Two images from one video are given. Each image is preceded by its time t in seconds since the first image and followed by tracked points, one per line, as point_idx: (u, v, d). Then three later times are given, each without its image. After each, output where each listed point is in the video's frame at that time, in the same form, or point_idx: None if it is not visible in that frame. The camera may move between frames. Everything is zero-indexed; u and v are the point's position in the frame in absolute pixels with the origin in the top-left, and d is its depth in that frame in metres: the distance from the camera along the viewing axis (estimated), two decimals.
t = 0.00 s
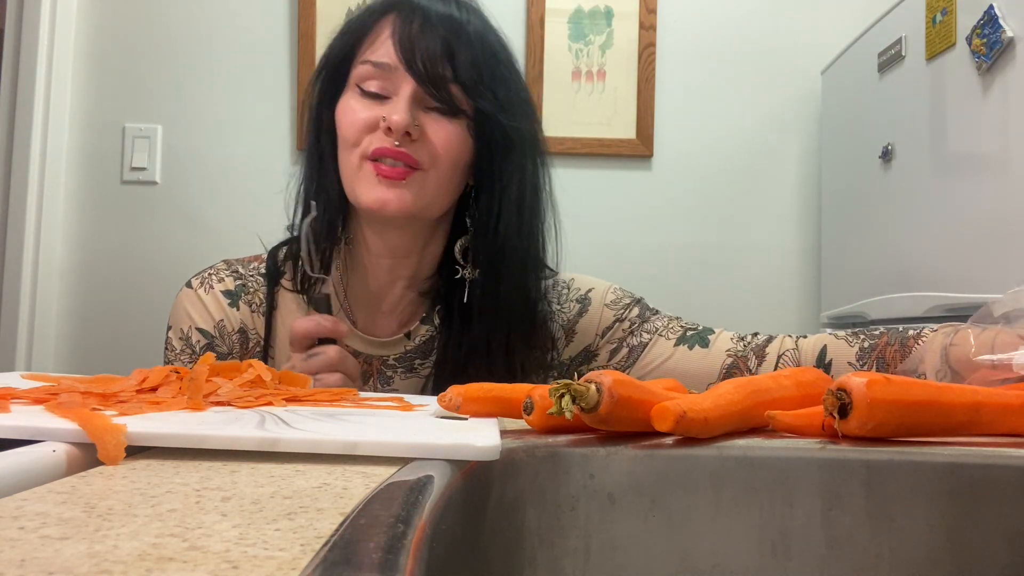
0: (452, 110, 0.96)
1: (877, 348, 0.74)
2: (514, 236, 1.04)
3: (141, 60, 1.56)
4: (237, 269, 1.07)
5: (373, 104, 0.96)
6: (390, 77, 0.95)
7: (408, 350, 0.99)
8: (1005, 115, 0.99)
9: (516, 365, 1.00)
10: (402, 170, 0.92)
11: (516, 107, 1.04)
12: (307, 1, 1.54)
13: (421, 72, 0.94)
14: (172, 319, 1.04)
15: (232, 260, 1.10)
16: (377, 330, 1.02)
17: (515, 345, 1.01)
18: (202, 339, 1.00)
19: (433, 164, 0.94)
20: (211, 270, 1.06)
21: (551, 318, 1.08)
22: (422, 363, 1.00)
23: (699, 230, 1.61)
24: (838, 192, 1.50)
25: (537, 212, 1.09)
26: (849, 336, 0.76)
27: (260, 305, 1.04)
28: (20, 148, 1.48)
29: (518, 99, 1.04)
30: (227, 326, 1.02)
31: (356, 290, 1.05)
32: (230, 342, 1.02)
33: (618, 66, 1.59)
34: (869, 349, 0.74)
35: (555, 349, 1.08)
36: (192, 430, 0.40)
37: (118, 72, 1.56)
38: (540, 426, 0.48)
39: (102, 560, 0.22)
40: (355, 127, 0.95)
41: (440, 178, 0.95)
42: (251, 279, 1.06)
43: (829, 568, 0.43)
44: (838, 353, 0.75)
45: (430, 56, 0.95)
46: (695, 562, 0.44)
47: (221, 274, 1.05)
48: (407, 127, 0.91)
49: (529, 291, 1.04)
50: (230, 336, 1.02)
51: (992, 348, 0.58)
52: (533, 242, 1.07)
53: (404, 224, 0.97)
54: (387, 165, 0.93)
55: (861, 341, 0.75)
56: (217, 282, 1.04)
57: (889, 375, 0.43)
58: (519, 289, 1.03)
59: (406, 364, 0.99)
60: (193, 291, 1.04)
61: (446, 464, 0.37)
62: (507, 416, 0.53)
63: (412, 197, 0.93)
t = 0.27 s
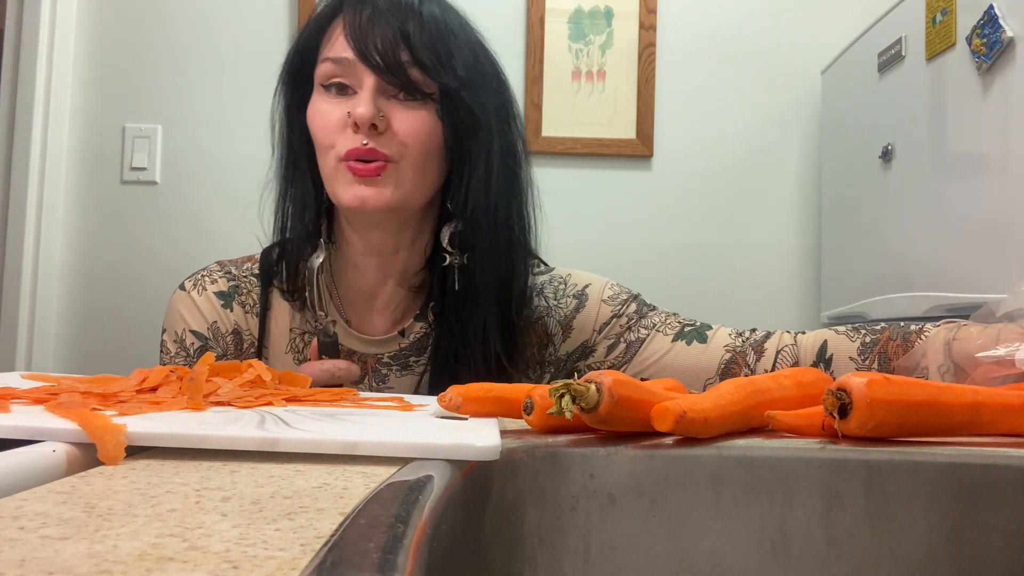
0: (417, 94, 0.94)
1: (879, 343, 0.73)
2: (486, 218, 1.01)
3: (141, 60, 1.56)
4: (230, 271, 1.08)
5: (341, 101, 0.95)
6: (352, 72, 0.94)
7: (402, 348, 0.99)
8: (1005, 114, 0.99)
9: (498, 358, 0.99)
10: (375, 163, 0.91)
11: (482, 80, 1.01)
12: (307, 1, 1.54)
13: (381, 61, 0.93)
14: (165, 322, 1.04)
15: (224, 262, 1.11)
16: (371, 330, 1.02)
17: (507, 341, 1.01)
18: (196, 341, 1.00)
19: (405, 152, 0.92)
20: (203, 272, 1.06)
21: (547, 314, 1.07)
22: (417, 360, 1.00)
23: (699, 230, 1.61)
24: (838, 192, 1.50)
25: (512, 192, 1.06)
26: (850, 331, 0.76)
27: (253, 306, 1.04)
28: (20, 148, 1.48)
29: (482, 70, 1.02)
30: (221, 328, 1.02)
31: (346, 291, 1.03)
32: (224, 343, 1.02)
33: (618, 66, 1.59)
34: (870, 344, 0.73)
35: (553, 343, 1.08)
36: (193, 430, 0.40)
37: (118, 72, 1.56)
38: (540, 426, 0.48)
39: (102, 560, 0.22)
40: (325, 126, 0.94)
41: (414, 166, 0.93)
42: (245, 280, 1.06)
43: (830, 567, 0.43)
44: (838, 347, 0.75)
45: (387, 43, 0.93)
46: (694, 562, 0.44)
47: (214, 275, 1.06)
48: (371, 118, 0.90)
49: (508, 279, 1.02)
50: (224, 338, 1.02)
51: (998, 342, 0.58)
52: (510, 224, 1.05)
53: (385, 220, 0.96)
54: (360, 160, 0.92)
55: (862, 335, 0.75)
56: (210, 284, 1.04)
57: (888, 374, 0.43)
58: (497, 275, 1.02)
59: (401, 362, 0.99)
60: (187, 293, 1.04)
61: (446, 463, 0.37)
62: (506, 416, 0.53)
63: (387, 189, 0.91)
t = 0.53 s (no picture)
0: (411, 97, 0.94)
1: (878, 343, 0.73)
2: (476, 218, 1.00)
3: (141, 60, 1.56)
4: (225, 276, 1.08)
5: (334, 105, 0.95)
6: (344, 75, 0.94)
7: (401, 350, 0.98)
8: (1005, 114, 0.99)
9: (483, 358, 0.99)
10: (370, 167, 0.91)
11: (475, 80, 1.00)
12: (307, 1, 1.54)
13: (373, 63, 0.92)
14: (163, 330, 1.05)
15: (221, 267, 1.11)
16: (370, 332, 1.03)
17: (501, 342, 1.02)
18: (194, 348, 1.02)
19: (399, 155, 0.92)
20: (199, 278, 1.07)
21: (545, 314, 1.07)
22: (417, 362, 1.00)
23: (699, 230, 1.61)
24: (838, 192, 1.50)
25: (502, 190, 1.06)
26: (849, 332, 0.76)
27: (250, 310, 1.04)
28: (20, 147, 1.48)
29: (475, 70, 1.00)
30: (218, 334, 1.03)
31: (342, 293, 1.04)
32: (222, 349, 1.03)
33: (618, 66, 1.59)
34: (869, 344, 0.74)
35: (552, 343, 1.08)
36: (193, 430, 0.40)
37: (118, 72, 1.56)
38: (540, 426, 0.48)
39: (103, 560, 0.22)
40: (318, 131, 0.94)
41: (408, 169, 0.93)
42: (240, 285, 1.07)
43: (829, 567, 0.43)
44: (838, 348, 0.75)
45: (380, 45, 0.92)
46: (694, 563, 0.44)
47: (209, 281, 1.06)
48: (365, 122, 0.90)
49: (495, 279, 1.02)
50: (222, 344, 1.03)
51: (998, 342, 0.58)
52: (501, 224, 1.04)
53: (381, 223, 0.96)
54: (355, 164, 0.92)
55: (861, 335, 0.75)
56: (206, 290, 1.05)
57: (888, 374, 0.43)
58: (484, 275, 1.02)
59: (400, 364, 0.99)
60: (183, 299, 1.05)
61: (446, 463, 0.37)
62: (505, 416, 0.53)
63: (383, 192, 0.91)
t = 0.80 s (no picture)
0: (415, 95, 0.93)
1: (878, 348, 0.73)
2: (482, 212, 1.01)
3: (140, 60, 1.56)
4: (229, 275, 1.08)
5: (339, 107, 0.94)
6: (347, 77, 0.93)
7: (408, 350, 1.00)
8: (1005, 114, 0.99)
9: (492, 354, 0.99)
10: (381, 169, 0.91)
11: (475, 74, 1.00)
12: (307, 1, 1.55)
13: (377, 64, 0.91)
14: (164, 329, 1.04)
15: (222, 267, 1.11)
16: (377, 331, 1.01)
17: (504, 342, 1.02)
18: (201, 346, 1.01)
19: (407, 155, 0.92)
20: (203, 278, 1.06)
21: (550, 313, 1.07)
22: (424, 362, 1.01)
23: (699, 230, 1.61)
24: (838, 192, 1.50)
25: (507, 189, 1.06)
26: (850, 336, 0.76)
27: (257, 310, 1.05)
28: (20, 147, 1.48)
29: (475, 66, 1.00)
30: (224, 333, 1.03)
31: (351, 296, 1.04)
32: (228, 348, 1.03)
33: (619, 66, 1.59)
34: (868, 348, 0.74)
35: (555, 343, 1.08)
36: (192, 430, 0.40)
37: (118, 72, 1.56)
38: (540, 426, 0.48)
39: (102, 560, 0.22)
40: (324, 134, 0.94)
41: (417, 168, 0.93)
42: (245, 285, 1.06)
43: (829, 567, 0.43)
44: (838, 351, 0.75)
45: (382, 44, 0.91)
46: (694, 563, 0.44)
47: (214, 281, 1.06)
48: (372, 124, 0.89)
49: (502, 275, 1.03)
50: (227, 344, 1.03)
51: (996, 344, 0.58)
52: (505, 219, 1.05)
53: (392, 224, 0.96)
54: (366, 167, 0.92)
55: (861, 340, 0.75)
56: (212, 289, 1.05)
57: (888, 374, 0.43)
58: (491, 270, 1.02)
59: (407, 364, 1.00)
60: (187, 298, 1.04)
61: (445, 463, 0.37)
62: (505, 416, 0.53)
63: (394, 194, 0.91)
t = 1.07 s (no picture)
0: (410, 92, 0.93)
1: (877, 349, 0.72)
2: (482, 205, 1.00)
3: (140, 60, 1.56)
4: (237, 277, 1.07)
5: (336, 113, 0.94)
6: (340, 82, 0.93)
7: (419, 348, 0.99)
8: (1006, 114, 0.99)
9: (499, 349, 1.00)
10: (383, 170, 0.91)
11: (467, 62, 0.98)
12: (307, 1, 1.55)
13: (365, 66, 0.90)
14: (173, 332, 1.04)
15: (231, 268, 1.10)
16: (388, 330, 1.03)
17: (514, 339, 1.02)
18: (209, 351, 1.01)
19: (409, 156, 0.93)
20: (211, 280, 1.06)
21: (557, 310, 1.07)
22: (435, 360, 1.00)
23: (699, 230, 1.61)
24: (838, 192, 1.50)
25: (507, 182, 1.06)
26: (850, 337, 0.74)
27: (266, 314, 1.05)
28: (19, 147, 1.48)
29: (467, 55, 0.98)
30: (233, 337, 1.03)
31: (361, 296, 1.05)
32: (237, 351, 1.03)
33: (619, 66, 1.59)
34: (868, 350, 0.72)
35: (563, 340, 1.07)
36: (192, 430, 0.40)
37: (118, 72, 1.56)
38: (540, 426, 0.48)
39: (102, 560, 0.22)
40: (324, 141, 0.94)
41: (419, 168, 0.94)
42: (253, 288, 1.06)
43: (829, 567, 0.43)
44: (838, 352, 0.74)
45: (367, 45, 0.90)
46: (694, 563, 0.44)
47: (222, 284, 1.05)
48: (371, 128, 0.90)
49: (507, 267, 1.03)
50: (236, 348, 1.03)
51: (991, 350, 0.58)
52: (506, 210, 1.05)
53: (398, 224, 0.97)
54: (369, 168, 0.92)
55: (861, 341, 0.74)
56: (220, 293, 1.04)
57: (888, 374, 0.43)
58: (495, 263, 1.03)
59: (420, 362, 0.99)
60: (196, 302, 1.04)
61: (445, 463, 0.37)
62: (506, 416, 0.53)
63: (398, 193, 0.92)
